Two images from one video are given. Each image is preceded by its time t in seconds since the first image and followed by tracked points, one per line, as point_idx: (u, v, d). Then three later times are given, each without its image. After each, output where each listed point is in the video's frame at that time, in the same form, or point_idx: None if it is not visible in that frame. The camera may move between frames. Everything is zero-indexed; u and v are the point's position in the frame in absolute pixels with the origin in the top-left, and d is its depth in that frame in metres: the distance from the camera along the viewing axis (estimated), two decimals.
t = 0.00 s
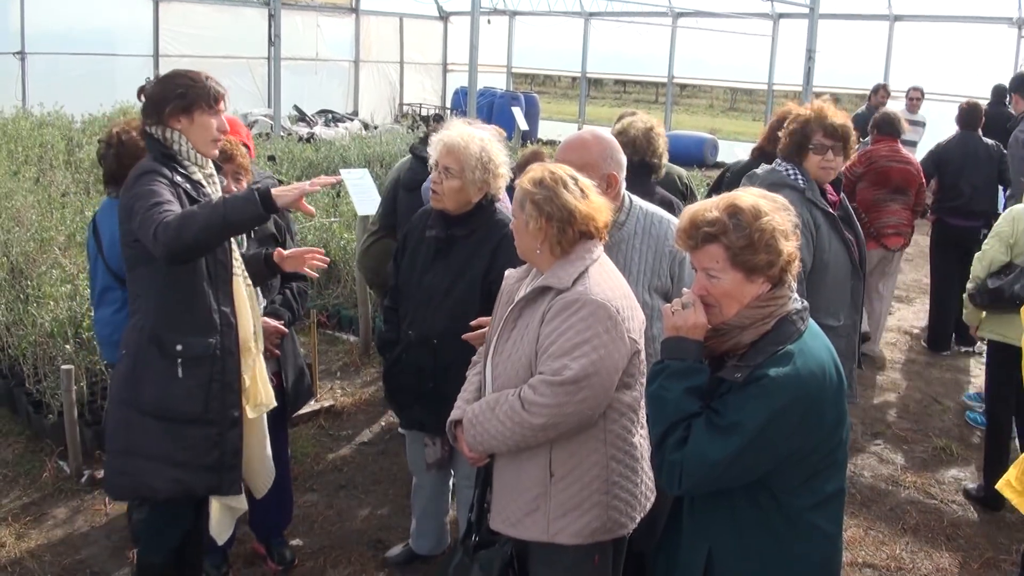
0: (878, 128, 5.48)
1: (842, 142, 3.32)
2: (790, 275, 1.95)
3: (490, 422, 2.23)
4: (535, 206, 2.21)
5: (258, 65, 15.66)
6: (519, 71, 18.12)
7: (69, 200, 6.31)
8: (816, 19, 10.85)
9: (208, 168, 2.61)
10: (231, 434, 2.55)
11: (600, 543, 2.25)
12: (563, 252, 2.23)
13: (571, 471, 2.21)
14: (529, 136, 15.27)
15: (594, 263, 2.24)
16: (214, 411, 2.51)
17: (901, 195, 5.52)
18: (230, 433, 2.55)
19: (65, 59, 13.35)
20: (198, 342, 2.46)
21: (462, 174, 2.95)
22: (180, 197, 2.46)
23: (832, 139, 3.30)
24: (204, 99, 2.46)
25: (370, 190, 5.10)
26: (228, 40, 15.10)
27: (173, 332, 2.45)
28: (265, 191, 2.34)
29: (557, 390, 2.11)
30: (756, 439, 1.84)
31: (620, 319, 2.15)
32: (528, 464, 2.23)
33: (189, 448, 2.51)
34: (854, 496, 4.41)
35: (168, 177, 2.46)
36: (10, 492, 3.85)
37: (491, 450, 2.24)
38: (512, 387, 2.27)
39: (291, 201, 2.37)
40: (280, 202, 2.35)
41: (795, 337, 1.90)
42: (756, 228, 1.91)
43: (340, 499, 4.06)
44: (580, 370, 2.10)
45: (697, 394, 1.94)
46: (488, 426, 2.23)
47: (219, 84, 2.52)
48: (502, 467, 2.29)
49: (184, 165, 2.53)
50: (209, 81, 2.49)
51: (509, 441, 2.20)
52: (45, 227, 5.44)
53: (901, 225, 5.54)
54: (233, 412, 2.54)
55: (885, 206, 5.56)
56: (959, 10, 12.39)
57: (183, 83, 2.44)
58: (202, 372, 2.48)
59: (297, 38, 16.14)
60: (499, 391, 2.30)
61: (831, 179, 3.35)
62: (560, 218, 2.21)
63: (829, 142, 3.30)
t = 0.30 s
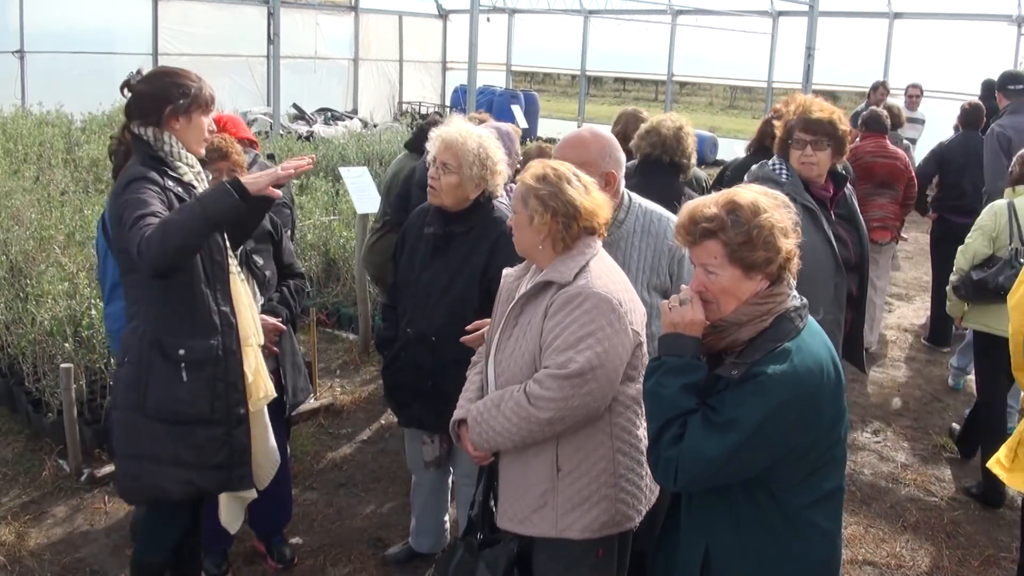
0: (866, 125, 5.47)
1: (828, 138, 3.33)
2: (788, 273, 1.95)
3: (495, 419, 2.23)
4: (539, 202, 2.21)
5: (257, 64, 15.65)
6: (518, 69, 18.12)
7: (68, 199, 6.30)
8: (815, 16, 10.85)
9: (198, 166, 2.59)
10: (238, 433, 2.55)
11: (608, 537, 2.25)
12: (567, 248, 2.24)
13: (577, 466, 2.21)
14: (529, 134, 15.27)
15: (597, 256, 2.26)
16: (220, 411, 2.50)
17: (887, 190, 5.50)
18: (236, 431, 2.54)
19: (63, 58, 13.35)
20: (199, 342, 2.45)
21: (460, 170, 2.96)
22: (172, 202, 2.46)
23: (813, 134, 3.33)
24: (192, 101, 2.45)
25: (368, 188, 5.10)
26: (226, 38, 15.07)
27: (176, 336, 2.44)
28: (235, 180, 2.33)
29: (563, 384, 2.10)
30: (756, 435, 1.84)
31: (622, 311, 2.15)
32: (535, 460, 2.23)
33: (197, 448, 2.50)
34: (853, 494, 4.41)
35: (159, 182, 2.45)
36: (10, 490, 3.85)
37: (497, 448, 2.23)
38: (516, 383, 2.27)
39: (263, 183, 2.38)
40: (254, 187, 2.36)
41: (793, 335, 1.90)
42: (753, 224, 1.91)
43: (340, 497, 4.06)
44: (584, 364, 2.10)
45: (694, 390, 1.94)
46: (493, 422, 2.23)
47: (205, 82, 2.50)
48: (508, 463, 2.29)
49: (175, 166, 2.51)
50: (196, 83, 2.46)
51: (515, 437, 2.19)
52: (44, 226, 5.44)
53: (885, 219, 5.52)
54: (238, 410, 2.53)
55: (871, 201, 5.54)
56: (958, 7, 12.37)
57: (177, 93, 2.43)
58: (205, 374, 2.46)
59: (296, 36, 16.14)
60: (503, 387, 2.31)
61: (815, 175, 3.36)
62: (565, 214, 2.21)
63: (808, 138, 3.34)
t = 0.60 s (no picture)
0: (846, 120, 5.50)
1: (820, 134, 3.36)
2: (787, 270, 1.95)
3: (492, 421, 2.24)
4: (548, 203, 2.21)
5: (258, 62, 15.65)
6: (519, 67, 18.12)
7: (69, 198, 6.30)
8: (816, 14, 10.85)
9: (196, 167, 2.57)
10: (237, 437, 2.54)
11: (602, 545, 2.24)
12: (575, 249, 2.23)
13: (573, 472, 2.21)
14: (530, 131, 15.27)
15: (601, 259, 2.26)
16: (215, 416, 2.49)
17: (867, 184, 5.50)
18: (234, 435, 2.54)
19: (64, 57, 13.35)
20: (193, 348, 2.44)
21: (461, 168, 2.96)
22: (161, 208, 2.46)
23: (805, 131, 3.37)
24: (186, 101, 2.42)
25: (369, 185, 5.10)
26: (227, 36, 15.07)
27: (168, 340, 2.44)
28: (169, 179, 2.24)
29: (557, 392, 2.11)
30: (751, 435, 1.84)
31: (622, 319, 2.14)
32: (532, 465, 2.24)
33: (194, 451, 2.50)
34: (854, 491, 4.42)
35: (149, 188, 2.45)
36: (11, 488, 3.86)
37: (494, 450, 2.24)
38: (513, 386, 2.28)
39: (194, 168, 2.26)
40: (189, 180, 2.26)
41: (790, 332, 1.90)
42: (751, 222, 1.91)
43: (341, 494, 4.06)
44: (579, 372, 2.10)
45: (692, 387, 1.94)
46: (490, 424, 2.24)
47: (203, 81, 2.47)
48: (506, 465, 2.30)
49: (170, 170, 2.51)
50: (192, 82, 2.44)
51: (511, 442, 2.20)
52: (45, 225, 5.44)
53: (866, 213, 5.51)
54: (236, 414, 2.52)
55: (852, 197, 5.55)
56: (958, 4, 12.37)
57: (175, 91, 2.40)
58: (199, 379, 2.46)
59: (297, 33, 16.14)
60: (502, 389, 2.31)
61: (808, 171, 3.41)
62: (573, 215, 2.21)
63: (801, 135, 3.38)
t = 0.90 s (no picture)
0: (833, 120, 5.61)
1: (819, 134, 3.36)
2: (788, 269, 1.95)
3: (495, 426, 2.27)
4: (545, 207, 2.21)
5: (260, 59, 15.65)
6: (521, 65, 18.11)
7: (71, 195, 6.30)
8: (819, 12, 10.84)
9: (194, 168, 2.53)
10: (224, 441, 2.52)
11: (603, 553, 2.24)
12: (577, 254, 2.23)
13: (574, 480, 2.21)
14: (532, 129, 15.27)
15: (607, 265, 2.23)
16: (203, 420, 2.49)
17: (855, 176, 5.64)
18: (221, 440, 2.52)
19: (67, 54, 13.36)
20: (181, 352, 2.44)
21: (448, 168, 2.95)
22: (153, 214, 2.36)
23: (805, 131, 3.37)
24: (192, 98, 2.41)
25: (371, 183, 5.11)
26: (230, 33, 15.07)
27: (157, 342, 2.46)
28: (116, 217, 2.20)
29: (554, 402, 2.12)
30: (748, 438, 1.85)
31: (624, 328, 2.12)
32: (535, 471, 2.26)
33: (180, 454, 2.50)
34: (855, 489, 4.42)
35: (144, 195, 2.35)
36: (13, 485, 3.86)
37: (498, 454, 2.27)
38: (518, 391, 2.30)
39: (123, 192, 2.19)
40: (133, 215, 2.20)
41: (790, 331, 1.90)
42: (751, 221, 1.91)
43: (342, 492, 4.07)
44: (576, 382, 2.10)
45: (691, 385, 1.94)
46: (492, 429, 2.27)
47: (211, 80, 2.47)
48: (511, 469, 2.32)
49: (169, 171, 2.45)
50: (198, 81, 2.43)
51: (513, 447, 2.23)
52: (47, 222, 5.45)
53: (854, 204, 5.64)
54: (224, 418, 2.51)
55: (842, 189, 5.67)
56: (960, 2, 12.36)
57: (178, 90, 2.39)
58: (186, 383, 2.46)
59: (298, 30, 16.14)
60: (507, 393, 2.33)
61: (808, 170, 3.41)
62: (572, 218, 2.20)
63: (801, 134, 3.38)
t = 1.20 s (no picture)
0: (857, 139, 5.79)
1: (821, 134, 3.35)
2: (789, 268, 1.95)
3: (493, 429, 2.28)
4: (553, 208, 2.20)
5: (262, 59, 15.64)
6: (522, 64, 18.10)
7: (71, 194, 6.30)
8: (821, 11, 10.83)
9: (194, 170, 2.52)
10: (214, 445, 2.51)
11: (597, 564, 2.20)
12: (585, 258, 2.21)
13: (570, 487, 2.19)
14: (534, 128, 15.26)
15: (614, 270, 2.20)
16: (192, 422, 2.48)
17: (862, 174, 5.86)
18: (211, 445, 2.51)
19: (67, 53, 13.36)
20: (171, 354, 2.44)
21: (460, 166, 2.97)
22: (146, 215, 2.38)
23: (806, 130, 3.36)
24: (195, 102, 2.40)
25: (371, 182, 5.11)
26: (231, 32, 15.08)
27: (147, 344, 2.46)
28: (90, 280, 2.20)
29: (547, 409, 2.12)
30: (745, 439, 1.85)
31: (623, 336, 2.10)
32: (534, 476, 2.25)
33: (168, 454, 2.49)
34: (856, 489, 4.41)
35: (136, 197, 2.37)
36: (13, 484, 3.86)
37: (496, 456, 2.28)
38: (519, 394, 2.29)
39: (88, 255, 2.15)
40: (101, 273, 2.17)
41: (790, 331, 1.90)
42: (752, 220, 1.91)
43: (343, 492, 4.06)
44: (569, 391, 2.09)
45: (691, 385, 1.93)
46: (491, 431, 2.28)
47: (216, 83, 2.47)
48: (513, 472, 2.33)
49: (168, 171, 2.45)
50: (205, 85, 2.42)
51: (510, 451, 2.23)
52: (48, 221, 5.45)
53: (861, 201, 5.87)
54: (213, 423, 2.50)
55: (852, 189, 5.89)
56: (962, 2, 12.34)
57: (179, 90, 2.38)
58: (175, 386, 2.45)
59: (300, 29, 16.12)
60: (509, 395, 2.34)
61: (810, 169, 3.40)
62: (581, 222, 2.19)
63: (803, 134, 3.37)
